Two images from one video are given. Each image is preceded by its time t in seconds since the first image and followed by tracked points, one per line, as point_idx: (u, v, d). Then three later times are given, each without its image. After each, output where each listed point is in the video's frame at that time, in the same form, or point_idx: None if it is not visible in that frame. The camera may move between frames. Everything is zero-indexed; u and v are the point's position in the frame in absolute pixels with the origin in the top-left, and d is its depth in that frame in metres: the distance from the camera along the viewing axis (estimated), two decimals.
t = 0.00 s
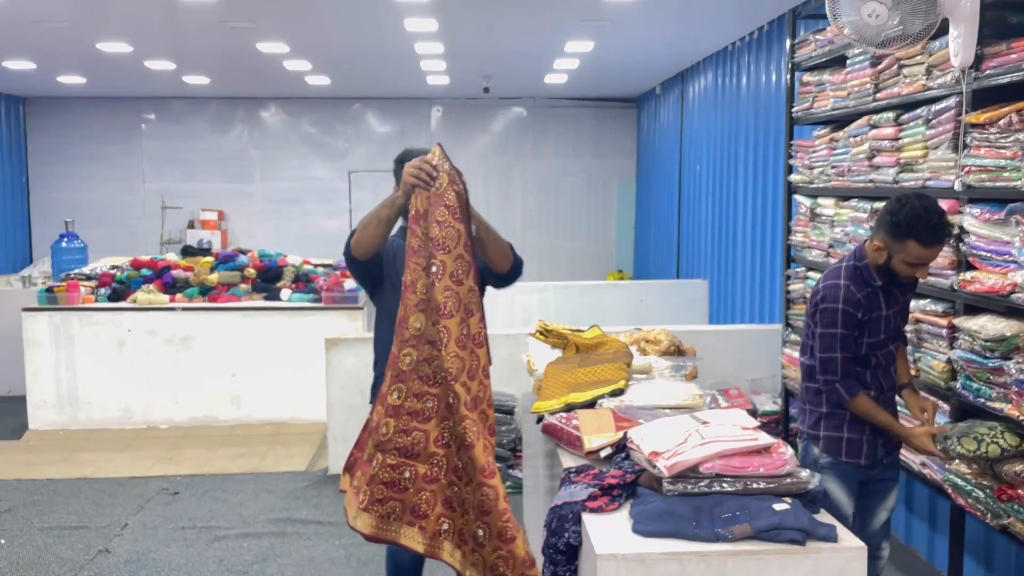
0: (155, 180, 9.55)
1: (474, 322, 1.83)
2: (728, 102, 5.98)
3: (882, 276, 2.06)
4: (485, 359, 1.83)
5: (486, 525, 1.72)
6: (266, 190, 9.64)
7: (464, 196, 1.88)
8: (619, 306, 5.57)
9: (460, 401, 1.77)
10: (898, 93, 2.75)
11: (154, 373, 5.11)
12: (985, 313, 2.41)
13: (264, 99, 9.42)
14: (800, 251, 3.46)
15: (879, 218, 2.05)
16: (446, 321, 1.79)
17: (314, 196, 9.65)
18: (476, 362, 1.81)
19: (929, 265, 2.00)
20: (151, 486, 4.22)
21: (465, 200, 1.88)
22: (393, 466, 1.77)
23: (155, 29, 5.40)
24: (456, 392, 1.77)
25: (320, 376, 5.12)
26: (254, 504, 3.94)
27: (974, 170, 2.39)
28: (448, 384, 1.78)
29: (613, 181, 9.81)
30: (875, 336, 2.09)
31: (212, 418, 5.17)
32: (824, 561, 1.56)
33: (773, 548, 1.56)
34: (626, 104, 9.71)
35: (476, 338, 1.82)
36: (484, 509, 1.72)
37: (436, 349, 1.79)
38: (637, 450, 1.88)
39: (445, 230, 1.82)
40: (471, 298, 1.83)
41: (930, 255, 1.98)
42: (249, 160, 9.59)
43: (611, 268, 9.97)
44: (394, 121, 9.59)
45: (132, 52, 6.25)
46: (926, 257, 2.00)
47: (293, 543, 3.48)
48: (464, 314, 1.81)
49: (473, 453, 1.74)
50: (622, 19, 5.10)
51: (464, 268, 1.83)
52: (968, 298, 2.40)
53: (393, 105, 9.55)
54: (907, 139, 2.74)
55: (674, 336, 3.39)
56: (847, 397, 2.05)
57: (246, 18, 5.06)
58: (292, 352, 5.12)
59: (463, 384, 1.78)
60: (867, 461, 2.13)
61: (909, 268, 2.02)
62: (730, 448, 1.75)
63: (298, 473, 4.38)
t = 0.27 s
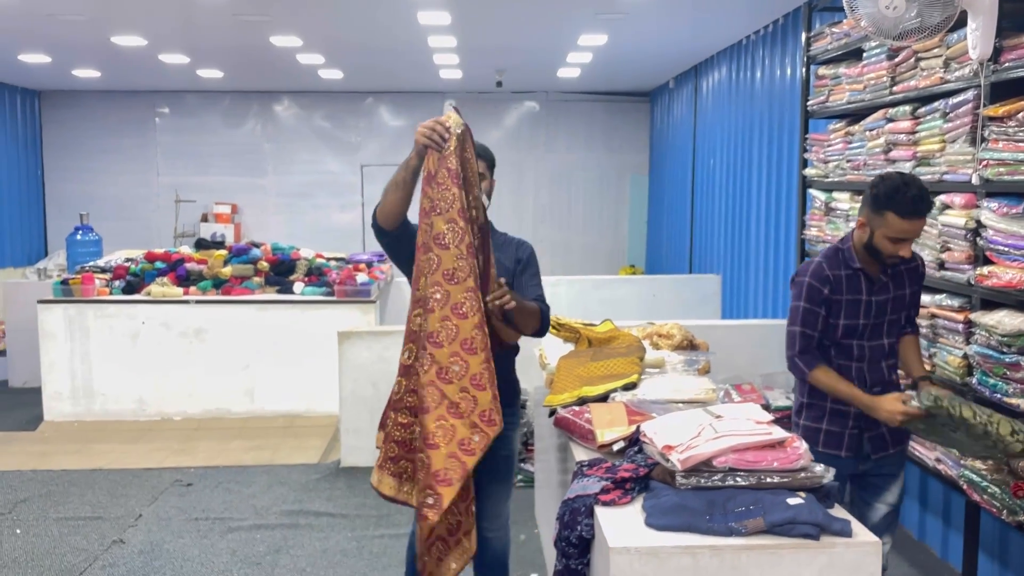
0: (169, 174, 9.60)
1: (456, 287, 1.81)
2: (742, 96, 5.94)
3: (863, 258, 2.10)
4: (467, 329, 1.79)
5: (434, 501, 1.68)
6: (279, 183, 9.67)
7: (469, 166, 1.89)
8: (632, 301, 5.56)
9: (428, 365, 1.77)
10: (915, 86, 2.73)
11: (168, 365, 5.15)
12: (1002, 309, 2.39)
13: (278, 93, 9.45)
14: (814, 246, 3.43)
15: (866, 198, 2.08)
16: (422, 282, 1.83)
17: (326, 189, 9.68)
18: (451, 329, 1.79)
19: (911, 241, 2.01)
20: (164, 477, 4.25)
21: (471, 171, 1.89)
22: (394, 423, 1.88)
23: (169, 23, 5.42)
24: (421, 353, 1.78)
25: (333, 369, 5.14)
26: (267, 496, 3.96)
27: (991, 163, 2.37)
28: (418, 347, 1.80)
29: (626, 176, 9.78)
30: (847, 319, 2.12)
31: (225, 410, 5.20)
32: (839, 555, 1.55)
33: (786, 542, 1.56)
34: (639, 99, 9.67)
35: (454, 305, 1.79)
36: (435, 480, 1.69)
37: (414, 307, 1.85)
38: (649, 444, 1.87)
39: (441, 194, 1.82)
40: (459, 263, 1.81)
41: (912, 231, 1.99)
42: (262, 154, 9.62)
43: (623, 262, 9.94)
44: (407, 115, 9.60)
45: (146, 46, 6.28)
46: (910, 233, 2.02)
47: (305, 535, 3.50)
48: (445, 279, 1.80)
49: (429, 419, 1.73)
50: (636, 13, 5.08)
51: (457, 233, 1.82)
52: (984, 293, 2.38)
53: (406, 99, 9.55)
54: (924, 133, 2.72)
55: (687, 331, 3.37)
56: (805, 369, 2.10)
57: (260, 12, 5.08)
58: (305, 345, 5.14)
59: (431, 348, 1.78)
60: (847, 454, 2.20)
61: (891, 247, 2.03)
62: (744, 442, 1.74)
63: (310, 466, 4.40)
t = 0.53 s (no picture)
0: (179, 169, 9.64)
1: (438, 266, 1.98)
2: (752, 92, 5.93)
3: (839, 236, 2.13)
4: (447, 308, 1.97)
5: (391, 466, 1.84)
6: (288, 179, 9.70)
7: (468, 145, 1.99)
8: (641, 296, 5.55)
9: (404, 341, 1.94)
10: (925, 82, 2.70)
11: (178, 359, 5.18)
12: (1013, 305, 2.38)
13: (287, 88, 9.47)
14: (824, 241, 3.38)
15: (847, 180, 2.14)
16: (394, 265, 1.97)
17: (335, 185, 9.70)
18: (431, 308, 1.97)
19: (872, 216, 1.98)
20: (175, 471, 4.28)
21: (472, 150, 1.99)
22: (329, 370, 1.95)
23: (180, 19, 5.44)
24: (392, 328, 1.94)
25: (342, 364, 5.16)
26: (275, 490, 3.98)
27: (1002, 159, 2.35)
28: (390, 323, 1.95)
29: (635, 171, 9.76)
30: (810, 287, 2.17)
31: (235, 404, 5.23)
32: (846, 551, 1.55)
33: (794, 538, 1.56)
34: (649, 94, 9.65)
35: (435, 286, 1.98)
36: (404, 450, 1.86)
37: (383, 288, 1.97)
38: (658, 439, 1.88)
39: (429, 175, 1.98)
40: (439, 244, 1.99)
41: (873, 203, 1.98)
42: (272, 149, 9.65)
43: (632, 258, 9.93)
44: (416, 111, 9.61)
45: (157, 42, 6.30)
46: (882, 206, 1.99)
47: (314, 529, 3.52)
48: (426, 259, 1.98)
49: (403, 393, 1.90)
50: (646, 8, 5.06)
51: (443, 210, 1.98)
52: (995, 290, 2.37)
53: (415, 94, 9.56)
54: (934, 128, 2.71)
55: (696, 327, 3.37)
56: (753, 307, 2.13)
57: (269, 8, 5.09)
58: (313, 340, 5.16)
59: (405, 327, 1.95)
60: (820, 437, 2.21)
61: (857, 223, 2.02)
62: (752, 437, 1.74)
63: (319, 460, 4.42)
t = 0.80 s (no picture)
0: (185, 167, 9.67)
1: (486, 251, 1.90)
2: (757, 90, 5.91)
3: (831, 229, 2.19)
4: (503, 291, 1.89)
5: (461, 455, 1.82)
6: (294, 176, 9.72)
7: (476, 131, 1.90)
8: (646, 294, 5.55)
9: (457, 334, 1.87)
10: (931, 80, 2.70)
11: (184, 356, 5.20)
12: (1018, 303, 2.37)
13: (293, 86, 9.49)
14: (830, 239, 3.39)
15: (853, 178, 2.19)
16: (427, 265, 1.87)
17: (341, 182, 9.72)
18: (488, 296, 1.88)
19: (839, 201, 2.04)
20: (181, 467, 4.30)
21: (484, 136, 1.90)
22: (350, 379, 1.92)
23: (185, 16, 5.45)
24: (440, 324, 1.87)
25: (347, 361, 5.18)
26: (281, 487, 4.00)
27: (1008, 157, 2.35)
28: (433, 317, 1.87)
29: (640, 169, 9.75)
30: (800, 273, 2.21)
31: (240, 401, 5.25)
32: (850, 549, 1.56)
33: (798, 536, 1.57)
34: (655, 91, 9.64)
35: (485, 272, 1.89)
36: (473, 430, 1.85)
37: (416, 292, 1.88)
38: (663, 437, 1.88)
39: (449, 170, 1.90)
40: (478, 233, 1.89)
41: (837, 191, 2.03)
42: (277, 147, 9.67)
43: (637, 256, 9.92)
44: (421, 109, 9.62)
45: (163, 39, 6.32)
46: (853, 196, 2.02)
47: (319, 526, 3.53)
48: (470, 252, 1.89)
49: (443, 393, 1.85)
50: (650, 6, 5.06)
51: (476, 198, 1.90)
52: (1000, 288, 2.37)
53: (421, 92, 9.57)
54: (940, 126, 2.70)
55: (701, 324, 3.37)
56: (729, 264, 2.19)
57: (275, 6, 5.10)
58: (319, 337, 5.18)
59: (456, 319, 1.87)
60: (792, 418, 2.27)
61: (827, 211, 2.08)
62: (756, 435, 1.74)
63: (324, 457, 4.44)
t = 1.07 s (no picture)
0: (188, 166, 9.68)
1: (507, 251, 1.89)
2: (760, 88, 5.91)
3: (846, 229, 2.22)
4: (525, 288, 1.89)
5: (515, 441, 1.91)
6: (296, 175, 9.72)
7: (472, 136, 1.87)
8: (649, 293, 5.55)
9: (486, 336, 1.89)
10: (934, 78, 2.70)
11: (187, 355, 5.21)
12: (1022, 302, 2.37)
13: (295, 85, 9.50)
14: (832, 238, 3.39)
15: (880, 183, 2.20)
16: (448, 275, 1.88)
17: (343, 181, 9.72)
18: (512, 295, 1.89)
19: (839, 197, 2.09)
20: (184, 466, 4.31)
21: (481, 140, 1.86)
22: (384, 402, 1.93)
23: (188, 15, 5.45)
24: (470, 331, 1.88)
25: (350, 360, 5.18)
26: (284, 486, 4.01)
27: (1012, 156, 2.35)
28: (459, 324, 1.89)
29: (642, 167, 9.75)
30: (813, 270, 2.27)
31: (243, 400, 5.25)
32: (854, 549, 1.56)
33: (802, 535, 1.57)
34: (657, 90, 9.64)
35: (506, 271, 1.89)
36: (521, 417, 1.91)
37: (439, 305, 1.89)
38: (666, 436, 1.88)
39: (453, 178, 1.89)
40: (494, 236, 1.89)
41: (835, 187, 2.09)
42: (279, 146, 9.68)
43: (639, 255, 9.91)
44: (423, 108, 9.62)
45: (165, 39, 6.33)
46: (852, 193, 2.07)
47: (322, 525, 3.53)
48: (486, 255, 1.89)
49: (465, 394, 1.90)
50: (653, 4, 5.06)
51: (486, 201, 1.89)
52: (1004, 287, 2.36)
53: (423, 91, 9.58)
54: (943, 125, 2.70)
55: (703, 324, 3.37)
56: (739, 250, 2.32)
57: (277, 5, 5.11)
58: (321, 336, 5.18)
59: (482, 322, 1.88)
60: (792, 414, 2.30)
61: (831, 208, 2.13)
62: (760, 434, 1.74)
63: (326, 456, 4.44)
